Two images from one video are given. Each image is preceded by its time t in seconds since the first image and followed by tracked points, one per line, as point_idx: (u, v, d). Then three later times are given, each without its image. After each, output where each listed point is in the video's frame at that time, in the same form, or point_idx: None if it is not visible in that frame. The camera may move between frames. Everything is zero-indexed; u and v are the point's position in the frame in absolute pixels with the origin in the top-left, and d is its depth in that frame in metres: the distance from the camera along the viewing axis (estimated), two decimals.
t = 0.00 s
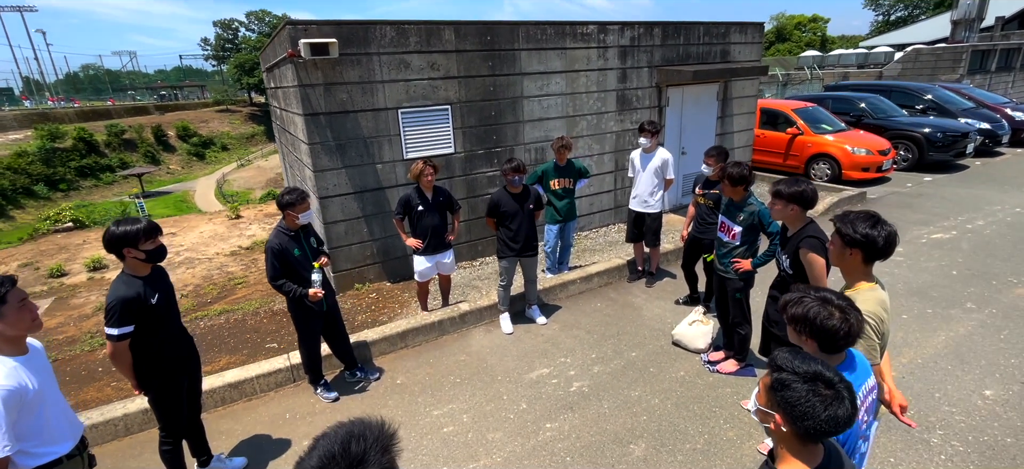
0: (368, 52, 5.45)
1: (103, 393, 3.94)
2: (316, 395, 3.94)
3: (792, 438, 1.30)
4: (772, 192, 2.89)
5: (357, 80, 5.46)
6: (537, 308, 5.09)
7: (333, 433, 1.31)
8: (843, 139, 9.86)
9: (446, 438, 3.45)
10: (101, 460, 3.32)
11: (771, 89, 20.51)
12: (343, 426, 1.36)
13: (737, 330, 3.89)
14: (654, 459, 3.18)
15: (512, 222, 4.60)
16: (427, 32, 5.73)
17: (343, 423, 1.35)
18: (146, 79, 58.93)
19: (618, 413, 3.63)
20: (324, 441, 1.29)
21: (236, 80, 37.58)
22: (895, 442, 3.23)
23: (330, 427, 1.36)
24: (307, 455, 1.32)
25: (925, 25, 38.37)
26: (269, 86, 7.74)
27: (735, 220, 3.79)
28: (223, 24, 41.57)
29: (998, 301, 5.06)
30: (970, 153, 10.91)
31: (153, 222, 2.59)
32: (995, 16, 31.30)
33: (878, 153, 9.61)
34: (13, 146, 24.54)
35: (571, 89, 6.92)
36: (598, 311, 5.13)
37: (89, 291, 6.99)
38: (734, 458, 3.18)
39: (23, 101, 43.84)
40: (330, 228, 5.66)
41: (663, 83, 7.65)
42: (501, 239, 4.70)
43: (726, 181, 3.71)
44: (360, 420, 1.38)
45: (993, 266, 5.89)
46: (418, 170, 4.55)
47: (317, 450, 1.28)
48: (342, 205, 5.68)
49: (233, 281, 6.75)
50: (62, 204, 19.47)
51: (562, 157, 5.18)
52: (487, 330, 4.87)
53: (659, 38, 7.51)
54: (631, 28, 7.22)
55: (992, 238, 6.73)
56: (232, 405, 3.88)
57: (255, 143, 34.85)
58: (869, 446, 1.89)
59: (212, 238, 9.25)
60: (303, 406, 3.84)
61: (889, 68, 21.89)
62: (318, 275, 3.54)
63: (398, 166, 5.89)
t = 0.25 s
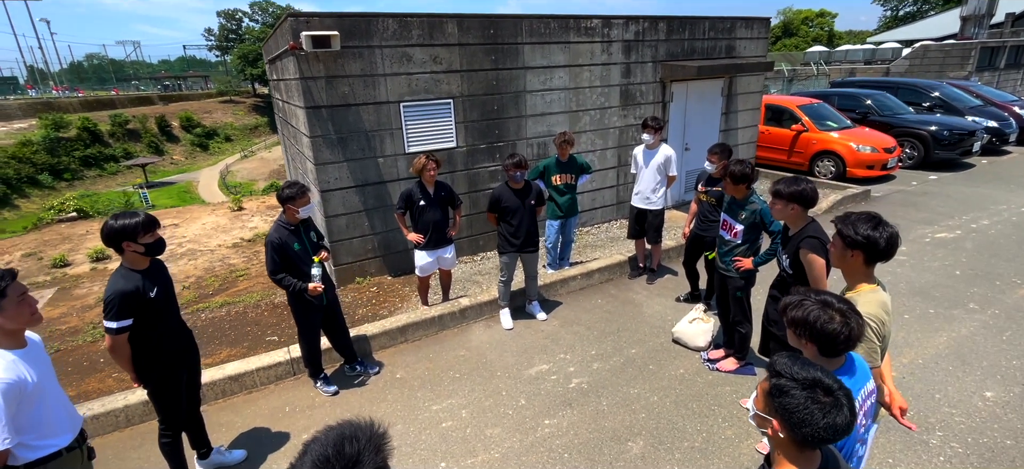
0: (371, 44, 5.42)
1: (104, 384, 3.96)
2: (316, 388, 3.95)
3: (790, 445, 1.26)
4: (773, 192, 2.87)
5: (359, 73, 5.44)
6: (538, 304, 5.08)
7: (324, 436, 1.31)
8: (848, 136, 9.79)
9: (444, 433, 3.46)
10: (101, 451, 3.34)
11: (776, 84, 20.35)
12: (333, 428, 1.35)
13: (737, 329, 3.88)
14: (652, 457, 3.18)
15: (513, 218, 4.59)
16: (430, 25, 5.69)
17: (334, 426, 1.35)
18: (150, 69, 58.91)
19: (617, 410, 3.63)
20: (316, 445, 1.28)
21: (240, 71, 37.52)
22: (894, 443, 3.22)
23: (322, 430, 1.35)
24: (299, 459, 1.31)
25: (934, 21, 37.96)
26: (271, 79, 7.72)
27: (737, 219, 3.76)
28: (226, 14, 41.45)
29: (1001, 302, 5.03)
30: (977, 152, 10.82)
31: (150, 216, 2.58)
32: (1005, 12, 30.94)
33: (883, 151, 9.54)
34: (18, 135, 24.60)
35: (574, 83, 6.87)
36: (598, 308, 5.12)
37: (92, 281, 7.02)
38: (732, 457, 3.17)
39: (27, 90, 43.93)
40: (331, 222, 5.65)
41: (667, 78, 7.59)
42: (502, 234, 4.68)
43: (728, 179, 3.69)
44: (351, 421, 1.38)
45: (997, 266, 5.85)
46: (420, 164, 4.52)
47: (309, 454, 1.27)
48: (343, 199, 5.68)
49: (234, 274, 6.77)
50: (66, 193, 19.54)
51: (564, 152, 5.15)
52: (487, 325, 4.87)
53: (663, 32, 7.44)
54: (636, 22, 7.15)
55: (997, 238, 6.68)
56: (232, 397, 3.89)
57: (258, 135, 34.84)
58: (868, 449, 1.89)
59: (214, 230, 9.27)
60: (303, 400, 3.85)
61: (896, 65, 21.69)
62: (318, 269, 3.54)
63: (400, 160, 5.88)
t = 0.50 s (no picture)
0: (377, 36, 5.37)
1: (109, 374, 3.97)
2: (320, 381, 3.95)
3: (806, 452, 1.22)
4: (783, 190, 2.82)
5: (366, 64, 5.39)
6: (543, 299, 5.06)
7: (329, 438, 1.29)
8: (858, 133, 9.68)
9: (448, 428, 3.46)
10: (106, 441, 3.34)
11: (785, 81, 20.16)
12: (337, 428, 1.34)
13: (744, 327, 3.85)
14: (657, 455, 3.17)
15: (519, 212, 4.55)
16: (437, 17, 5.63)
17: (339, 427, 1.33)
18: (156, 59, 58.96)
19: (622, 408, 3.61)
20: (322, 447, 1.27)
21: (246, 62, 37.48)
22: (903, 446, 3.19)
23: (327, 431, 1.34)
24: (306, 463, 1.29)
25: (946, 17, 37.47)
26: (277, 70, 7.68)
27: (746, 216, 3.72)
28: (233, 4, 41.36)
29: (1012, 304, 4.97)
30: (988, 151, 10.69)
31: (154, 207, 2.55)
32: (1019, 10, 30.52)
33: (893, 149, 9.43)
34: (25, 123, 24.69)
35: (582, 77, 6.81)
36: (604, 304, 5.09)
37: (98, 271, 7.03)
38: (738, 457, 3.15)
39: (35, 79, 44.11)
40: (336, 214, 5.64)
41: (676, 73, 7.50)
42: (508, 229, 4.65)
43: (739, 176, 3.63)
44: (355, 422, 1.36)
45: (1008, 267, 5.78)
46: (429, 158, 4.48)
47: (316, 457, 1.26)
48: (348, 191, 5.65)
49: (239, 265, 6.77)
50: (73, 182, 19.63)
51: (572, 146, 5.09)
52: (492, 320, 4.86)
53: (673, 27, 7.35)
54: (645, 16, 7.06)
55: (1008, 239, 6.60)
56: (236, 389, 3.89)
57: (263, 126, 34.84)
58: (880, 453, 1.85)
59: (219, 220, 9.28)
60: (307, 392, 3.85)
61: (907, 61, 21.44)
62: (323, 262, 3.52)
63: (405, 152, 5.84)
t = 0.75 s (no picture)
0: (387, 27, 5.32)
1: (118, 364, 3.98)
2: (328, 374, 3.94)
3: (837, 460, 1.21)
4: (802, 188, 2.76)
5: (375, 56, 5.35)
6: (551, 295, 5.03)
7: (344, 440, 1.27)
8: (870, 131, 9.56)
9: (457, 423, 3.45)
10: (116, 430, 3.36)
11: (795, 77, 19.94)
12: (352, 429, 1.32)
13: (756, 326, 3.81)
14: (666, 454, 3.15)
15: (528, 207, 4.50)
16: (447, 8, 5.57)
17: (353, 428, 1.30)
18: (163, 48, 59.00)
19: (631, 406, 3.59)
20: (340, 450, 1.24)
21: (252, 52, 37.44)
22: (916, 449, 3.15)
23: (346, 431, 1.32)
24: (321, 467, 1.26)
25: (960, 14, 36.92)
26: (285, 60, 7.65)
27: (761, 214, 3.66)
28: None
29: None
30: (1003, 151, 10.53)
31: (164, 198, 2.53)
32: None
33: (906, 147, 9.30)
34: (33, 112, 24.79)
35: (593, 71, 6.73)
36: (612, 300, 5.06)
37: (106, 260, 7.06)
38: (748, 457, 3.12)
39: (43, 68, 44.26)
40: (344, 207, 5.62)
41: (687, 68, 7.41)
42: (517, 224, 4.60)
43: (754, 174, 3.58)
44: (369, 422, 1.34)
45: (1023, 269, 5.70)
46: (443, 152, 4.44)
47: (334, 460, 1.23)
48: (356, 184, 5.63)
49: (247, 256, 6.77)
50: (81, 171, 19.71)
51: (582, 141, 5.04)
52: (500, 315, 4.84)
53: (685, 21, 7.25)
54: (658, 10, 6.97)
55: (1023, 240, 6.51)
56: (245, 381, 3.90)
57: (270, 116, 34.83)
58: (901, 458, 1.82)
59: (226, 211, 9.29)
60: (315, 385, 3.85)
61: (919, 58, 21.15)
62: (332, 256, 3.50)
63: (414, 145, 5.80)
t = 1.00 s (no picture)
0: (403, 19, 5.29)
1: (136, 352, 4.02)
2: (342, 366, 3.96)
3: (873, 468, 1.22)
4: (825, 188, 2.71)
5: (390, 48, 5.33)
6: (563, 291, 5.02)
7: (379, 444, 1.34)
8: (887, 129, 9.41)
9: (470, 417, 3.45)
10: (134, 418, 3.40)
11: (809, 73, 19.67)
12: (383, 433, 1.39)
13: (772, 327, 3.77)
14: (681, 454, 3.14)
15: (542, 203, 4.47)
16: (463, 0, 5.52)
17: (385, 432, 1.37)
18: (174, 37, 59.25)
19: (644, 404, 3.58)
20: (376, 454, 1.31)
21: (263, 42, 37.48)
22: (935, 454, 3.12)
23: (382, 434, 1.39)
24: None
25: (980, 10, 36.18)
26: (299, 51, 7.64)
27: (780, 214, 3.62)
28: None
29: None
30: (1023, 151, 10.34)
31: (185, 189, 2.54)
32: None
33: (924, 146, 9.15)
34: (47, 100, 25.02)
35: (608, 66, 6.67)
36: (625, 298, 5.04)
37: (121, 248, 7.13)
38: (763, 458, 3.11)
39: (56, 55, 44.61)
40: (357, 199, 5.62)
41: (703, 63, 7.32)
42: (531, 219, 4.58)
43: (774, 173, 3.53)
44: (401, 426, 1.40)
45: None
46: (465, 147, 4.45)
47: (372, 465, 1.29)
48: (370, 177, 5.63)
49: (259, 246, 6.81)
50: (94, 160, 19.89)
51: (597, 137, 4.99)
52: (512, 310, 4.83)
53: (702, 15, 7.16)
54: (674, 4, 6.88)
55: None
56: (260, 371, 3.93)
57: (279, 107, 34.89)
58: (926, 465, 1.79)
59: (238, 201, 9.34)
60: (329, 377, 3.86)
61: (938, 55, 20.77)
62: (348, 249, 3.50)
63: (427, 138, 5.79)
